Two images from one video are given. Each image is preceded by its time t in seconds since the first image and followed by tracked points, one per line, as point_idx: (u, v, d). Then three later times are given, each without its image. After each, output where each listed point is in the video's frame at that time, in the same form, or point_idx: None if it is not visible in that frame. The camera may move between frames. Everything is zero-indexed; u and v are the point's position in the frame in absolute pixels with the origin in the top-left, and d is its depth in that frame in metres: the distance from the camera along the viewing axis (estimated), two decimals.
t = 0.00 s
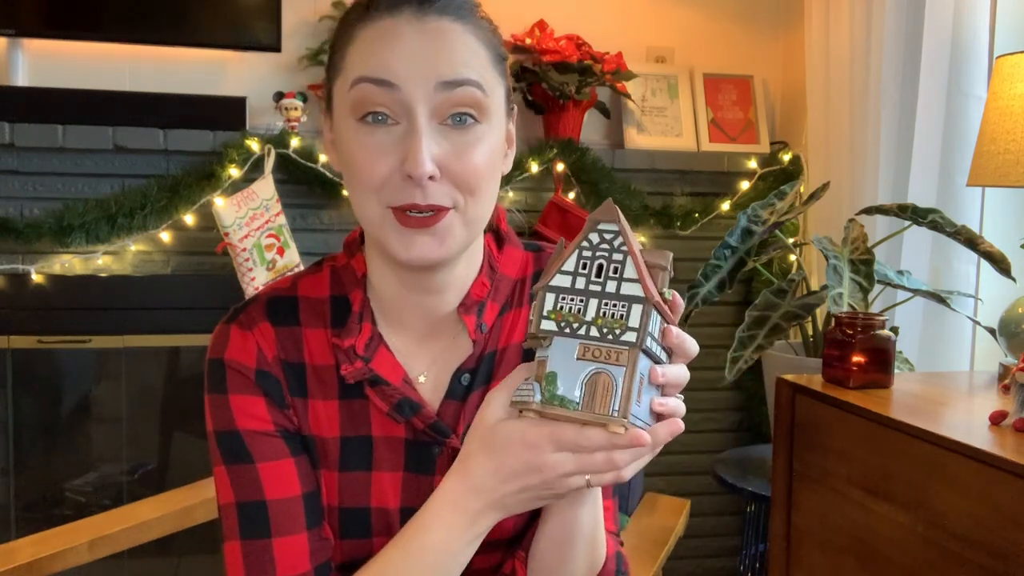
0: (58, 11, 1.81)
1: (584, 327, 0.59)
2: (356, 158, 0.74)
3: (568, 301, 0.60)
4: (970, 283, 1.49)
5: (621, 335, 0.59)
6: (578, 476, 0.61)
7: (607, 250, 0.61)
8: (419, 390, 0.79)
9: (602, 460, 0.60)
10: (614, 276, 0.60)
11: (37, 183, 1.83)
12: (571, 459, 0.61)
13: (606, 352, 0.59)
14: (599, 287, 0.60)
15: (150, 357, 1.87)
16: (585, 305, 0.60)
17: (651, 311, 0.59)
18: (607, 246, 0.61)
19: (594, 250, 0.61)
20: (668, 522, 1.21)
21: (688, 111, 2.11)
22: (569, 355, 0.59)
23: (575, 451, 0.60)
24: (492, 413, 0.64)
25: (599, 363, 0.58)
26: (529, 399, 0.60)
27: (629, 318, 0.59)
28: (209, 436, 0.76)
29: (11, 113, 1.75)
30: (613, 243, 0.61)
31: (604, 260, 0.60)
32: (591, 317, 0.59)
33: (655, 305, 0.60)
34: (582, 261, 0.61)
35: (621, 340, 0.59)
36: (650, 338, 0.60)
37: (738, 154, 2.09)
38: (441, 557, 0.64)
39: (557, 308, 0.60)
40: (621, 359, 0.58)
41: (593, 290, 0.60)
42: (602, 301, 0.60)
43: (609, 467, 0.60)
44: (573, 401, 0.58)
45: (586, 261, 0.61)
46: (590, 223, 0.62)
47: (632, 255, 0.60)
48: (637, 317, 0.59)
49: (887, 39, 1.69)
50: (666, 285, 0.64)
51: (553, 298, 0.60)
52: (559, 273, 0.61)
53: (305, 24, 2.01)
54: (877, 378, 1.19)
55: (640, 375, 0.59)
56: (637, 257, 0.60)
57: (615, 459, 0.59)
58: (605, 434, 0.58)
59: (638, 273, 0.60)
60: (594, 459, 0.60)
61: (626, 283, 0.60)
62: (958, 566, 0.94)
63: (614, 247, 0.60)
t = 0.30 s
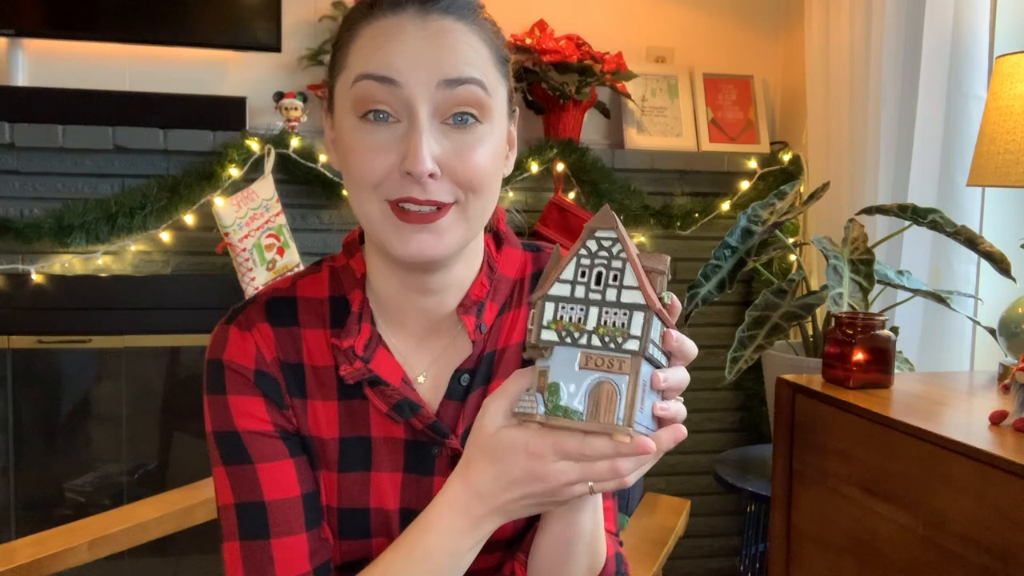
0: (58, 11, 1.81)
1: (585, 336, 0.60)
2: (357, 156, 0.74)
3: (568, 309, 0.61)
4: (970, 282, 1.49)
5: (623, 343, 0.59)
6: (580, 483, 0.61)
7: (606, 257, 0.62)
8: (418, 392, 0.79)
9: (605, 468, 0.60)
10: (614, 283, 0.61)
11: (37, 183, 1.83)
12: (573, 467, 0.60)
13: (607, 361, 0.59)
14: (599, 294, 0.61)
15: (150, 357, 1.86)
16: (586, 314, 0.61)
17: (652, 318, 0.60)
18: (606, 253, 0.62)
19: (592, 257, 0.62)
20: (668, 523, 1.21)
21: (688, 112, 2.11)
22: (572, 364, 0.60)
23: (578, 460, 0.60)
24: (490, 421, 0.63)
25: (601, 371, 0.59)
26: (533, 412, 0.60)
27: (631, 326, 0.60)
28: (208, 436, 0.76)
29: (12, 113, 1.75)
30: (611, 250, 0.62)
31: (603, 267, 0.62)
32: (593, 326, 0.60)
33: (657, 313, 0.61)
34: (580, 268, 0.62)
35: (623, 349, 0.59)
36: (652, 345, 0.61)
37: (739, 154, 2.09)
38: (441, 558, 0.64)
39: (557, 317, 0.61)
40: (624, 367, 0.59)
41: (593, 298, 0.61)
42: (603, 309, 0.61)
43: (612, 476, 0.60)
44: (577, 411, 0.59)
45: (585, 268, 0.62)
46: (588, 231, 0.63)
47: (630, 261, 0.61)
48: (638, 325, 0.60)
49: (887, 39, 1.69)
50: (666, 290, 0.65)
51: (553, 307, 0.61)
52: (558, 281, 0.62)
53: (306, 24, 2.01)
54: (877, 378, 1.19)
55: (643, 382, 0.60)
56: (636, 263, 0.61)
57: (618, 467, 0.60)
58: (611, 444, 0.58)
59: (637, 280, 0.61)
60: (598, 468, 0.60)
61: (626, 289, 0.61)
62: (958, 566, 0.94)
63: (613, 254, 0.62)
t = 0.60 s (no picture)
0: (58, 11, 1.81)
1: (603, 370, 0.60)
2: (360, 158, 0.74)
3: (584, 342, 0.61)
4: (970, 282, 1.49)
5: (641, 380, 0.60)
6: (592, 505, 0.63)
7: (625, 288, 0.61)
8: (418, 392, 0.79)
9: (618, 494, 0.61)
10: (632, 316, 0.60)
11: (38, 183, 1.83)
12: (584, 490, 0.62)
13: (626, 398, 0.60)
14: (617, 327, 0.61)
15: (150, 357, 1.87)
16: (603, 347, 0.61)
17: (671, 353, 0.60)
18: (626, 283, 0.61)
19: (611, 287, 0.61)
20: (668, 523, 1.21)
21: (688, 112, 2.11)
22: (588, 399, 0.60)
23: (590, 484, 0.61)
24: (501, 437, 0.64)
25: (619, 409, 0.60)
26: (549, 445, 0.61)
27: (649, 363, 0.60)
28: (208, 436, 0.76)
29: (12, 113, 1.75)
30: (630, 281, 0.61)
31: (621, 298, 0.61)
32: (610, 360, 0.60)
33: (678, 348, 0.60)
34: (598, 299, 0.61)
35: (641, 386, 0.60)
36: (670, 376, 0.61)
37: (739, 154, 2.09)
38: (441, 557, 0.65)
39: (574, 349, 0.61)
40: (641, 405, 0.59)
41: (611, 332, 0.60)
42: (621, 343, 0.60)
43: (625, 501, 0.62)
44: (592, 447, 0.60)
45: (602, 299, 0.61)
46: (607, 260, 0.62)
47: (651, 294, 0.60)
48: (657, 361, 0.59)
49: (886, 39, 1.69)
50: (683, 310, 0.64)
51: (570, 338, 0.61)
52: (574, 311, 0.61)
53: (306, 24, 2.01)
54: (877, 378, 1.19)
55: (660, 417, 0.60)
56: (656, 296, 0.60)
57: (631, 494, 0.61)
58: (626, 477, 0.60)
59: (657, 314, 0.60)
60: (611, 494, 0.61)
61: (645, 323, 0.60)
62: (958, 566, 0.94)
63: (632, 286, 0.61)
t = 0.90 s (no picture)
0: (58, 11, 1.81)
1: (605, 375, 0.60)
2: (364, 158, 0.74)
3: (585, 348, 0.61)
4: (970, 283, 1.49)
5: (644, 384, 0.60)
6: (597, 507, 0.63)
7: (624, 292, 0.61)
8: (420, 393, 0.79)
9: (624, 496, 0.61)
10: (632, 319, 0.60)
11: (38, 183, 1.83)
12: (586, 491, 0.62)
13: (628, 402, 0.60)
14: (617, 330, 0.60)
15: (150, 357, 1.86)
16: (604, 352, 0.61)
17: (672, 354, 0.60)
18: (623, 287, 0.61)
19: (609, 291, 0.61)
20: (668, 523, 1.21)
21: (688, 112, 2.11)
22: (591, 405, 0.60)
23: (596, 487, 0.62)
24: (502, 442, 0.64)
25: (623, 413, 0.60)
26: (553, 453, 0.61)
27: (651, 365, 0.60)
28: (209, 439, 0.76)
29: (12, 113, 1.75)
30: (629, 285, 0.61)
31: (620, 302, 0.61)
32: (612, 365, 0.60)
33: (678, 349, 0.60)
34: (596, 303, 0.61)
35: (644, 389, 0.60)
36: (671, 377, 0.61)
37: (739, 154, 2.09)
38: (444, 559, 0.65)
39: (575, 355, 0.61)
40: (644, 408, 0.60)
41: (611, 336, 0.60)
42: (622, 347, 0.60)
43: (630, 502, 0.62)
44: (598, 454, 0.60)
45: (601, 304, 0.61)
46: (603, 264, 0.61)
47: (650, 297, 0.60)
48: (658, 364, 0.60)
49: (887, 39, 1.69)
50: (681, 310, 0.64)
51: (570, 345, 0.61)
52: (573, 317, 0.61)
53: (306, 24, 2.01)
54: (877, 378, 1.19)
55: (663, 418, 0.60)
56: (655, 298, 0.60)
57: (636, 495, 0.61)
58: (631, 480, 0.60)
59: (657, 316, 0.60)
60: (616, 497, 0.61)
61: (646, 327, 0.60)
62: (958, 566, 0.94)
63: (632, 289, 0.61)
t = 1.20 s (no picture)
0: (58, 11, 1.81)
1: (602, 367, 0.60)
2: (370, 154, 0.74)
3: (582, 339, 0.61)
4: (970, 283, 1.49)
5: (641, 375, 0.60)
6: (595, 502, 0.63)
7: (621, 284, 0.61)
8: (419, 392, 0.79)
9: (622, 490, 0.61)
10: (629, 311, 0.61)
11: (38, 183, 1.83)
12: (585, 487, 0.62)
13: (625, 393, 0.60)
14: (615, 322, 0.61)
15: (150, 357, 1.86)
16: (601, 344, 0.61)
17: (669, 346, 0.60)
18: (621, 279, 0.61)
19: (607, 283, 0.61)
20: (668, 523, 1.21)
21: (688, 112, 2.11)
22: (588, 395, 0.60)
23: (593, 482, 0.61)
24: (501, 439, 0.64)
25: (619, 405, 0.60)
26: (550, 444, 0.61)
27: (648, 357, 0.60)
28: (209, 438, 0.76)
29: (12, 113, 1.75)
30: (626, 277, 0.61)
31: (617, 295, 0.61)
32: (609, 356, 0.60)
33: (676, 342, 0.60)
34: (594, 295, 0.61)
35: (641, 381, 0.60)
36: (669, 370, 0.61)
37: (739, 154, 2.09)
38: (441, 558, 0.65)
39: (572, 346, 0.61)
40: (641, 400, 0.59)
41: (608, 328, 0.61)
42: (619, 339, 0.60)
43: (628, 497, 0.62)
44: (595, 444, 0.60)
45: (599, 296, 0.61)
46: (602, 257, 0.62)
47: (647, 289, 0.60)
48: (656, 356, 0.59)
49: (887, 39, 1.69)
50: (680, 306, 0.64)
51: (568, 335, 0.61)
52: (570, 308, 0.61)
53: (306, 24, 2.01)
54: (876, 378, 1.19)
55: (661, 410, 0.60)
56: (653, 290, 0.60)
57: (634, 490, 0.61)
58: (629, 473, 0.60)
59: (654, 308, 0.60)
60: (614, 491, 0.61)
61: (643, 318, 0.60)
62: (958, 566, 0.94)
63: (629, 281, 0.61)
